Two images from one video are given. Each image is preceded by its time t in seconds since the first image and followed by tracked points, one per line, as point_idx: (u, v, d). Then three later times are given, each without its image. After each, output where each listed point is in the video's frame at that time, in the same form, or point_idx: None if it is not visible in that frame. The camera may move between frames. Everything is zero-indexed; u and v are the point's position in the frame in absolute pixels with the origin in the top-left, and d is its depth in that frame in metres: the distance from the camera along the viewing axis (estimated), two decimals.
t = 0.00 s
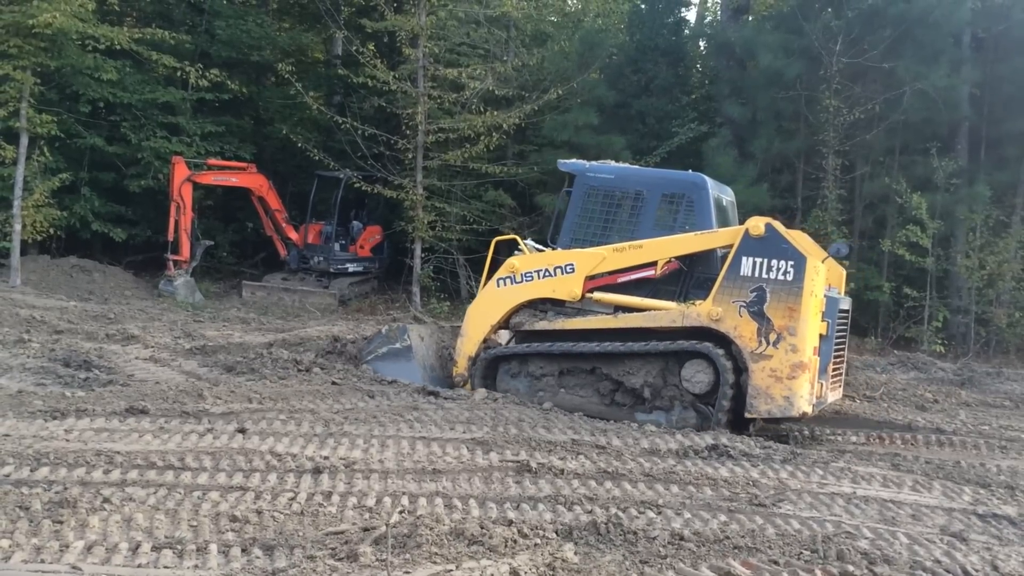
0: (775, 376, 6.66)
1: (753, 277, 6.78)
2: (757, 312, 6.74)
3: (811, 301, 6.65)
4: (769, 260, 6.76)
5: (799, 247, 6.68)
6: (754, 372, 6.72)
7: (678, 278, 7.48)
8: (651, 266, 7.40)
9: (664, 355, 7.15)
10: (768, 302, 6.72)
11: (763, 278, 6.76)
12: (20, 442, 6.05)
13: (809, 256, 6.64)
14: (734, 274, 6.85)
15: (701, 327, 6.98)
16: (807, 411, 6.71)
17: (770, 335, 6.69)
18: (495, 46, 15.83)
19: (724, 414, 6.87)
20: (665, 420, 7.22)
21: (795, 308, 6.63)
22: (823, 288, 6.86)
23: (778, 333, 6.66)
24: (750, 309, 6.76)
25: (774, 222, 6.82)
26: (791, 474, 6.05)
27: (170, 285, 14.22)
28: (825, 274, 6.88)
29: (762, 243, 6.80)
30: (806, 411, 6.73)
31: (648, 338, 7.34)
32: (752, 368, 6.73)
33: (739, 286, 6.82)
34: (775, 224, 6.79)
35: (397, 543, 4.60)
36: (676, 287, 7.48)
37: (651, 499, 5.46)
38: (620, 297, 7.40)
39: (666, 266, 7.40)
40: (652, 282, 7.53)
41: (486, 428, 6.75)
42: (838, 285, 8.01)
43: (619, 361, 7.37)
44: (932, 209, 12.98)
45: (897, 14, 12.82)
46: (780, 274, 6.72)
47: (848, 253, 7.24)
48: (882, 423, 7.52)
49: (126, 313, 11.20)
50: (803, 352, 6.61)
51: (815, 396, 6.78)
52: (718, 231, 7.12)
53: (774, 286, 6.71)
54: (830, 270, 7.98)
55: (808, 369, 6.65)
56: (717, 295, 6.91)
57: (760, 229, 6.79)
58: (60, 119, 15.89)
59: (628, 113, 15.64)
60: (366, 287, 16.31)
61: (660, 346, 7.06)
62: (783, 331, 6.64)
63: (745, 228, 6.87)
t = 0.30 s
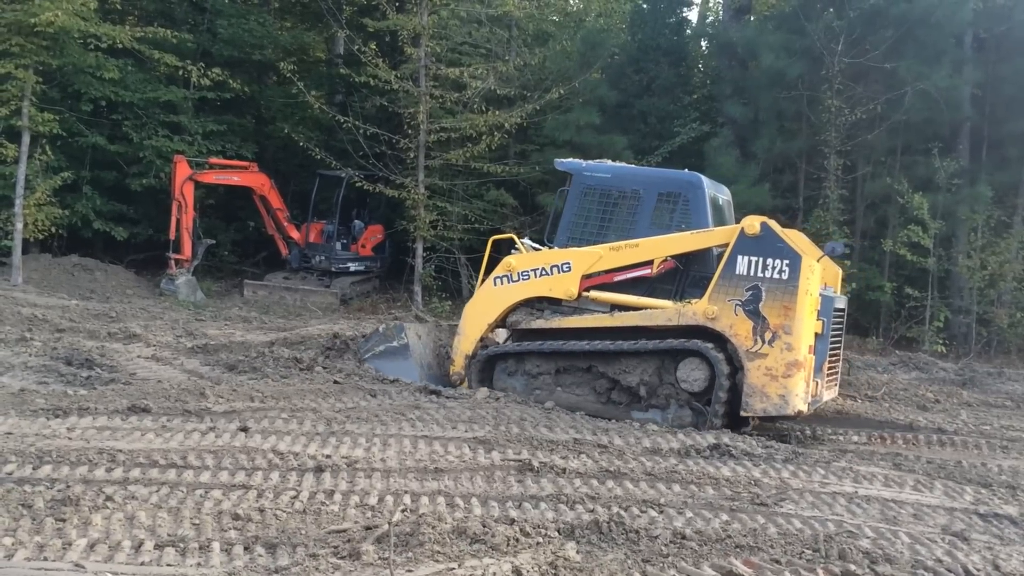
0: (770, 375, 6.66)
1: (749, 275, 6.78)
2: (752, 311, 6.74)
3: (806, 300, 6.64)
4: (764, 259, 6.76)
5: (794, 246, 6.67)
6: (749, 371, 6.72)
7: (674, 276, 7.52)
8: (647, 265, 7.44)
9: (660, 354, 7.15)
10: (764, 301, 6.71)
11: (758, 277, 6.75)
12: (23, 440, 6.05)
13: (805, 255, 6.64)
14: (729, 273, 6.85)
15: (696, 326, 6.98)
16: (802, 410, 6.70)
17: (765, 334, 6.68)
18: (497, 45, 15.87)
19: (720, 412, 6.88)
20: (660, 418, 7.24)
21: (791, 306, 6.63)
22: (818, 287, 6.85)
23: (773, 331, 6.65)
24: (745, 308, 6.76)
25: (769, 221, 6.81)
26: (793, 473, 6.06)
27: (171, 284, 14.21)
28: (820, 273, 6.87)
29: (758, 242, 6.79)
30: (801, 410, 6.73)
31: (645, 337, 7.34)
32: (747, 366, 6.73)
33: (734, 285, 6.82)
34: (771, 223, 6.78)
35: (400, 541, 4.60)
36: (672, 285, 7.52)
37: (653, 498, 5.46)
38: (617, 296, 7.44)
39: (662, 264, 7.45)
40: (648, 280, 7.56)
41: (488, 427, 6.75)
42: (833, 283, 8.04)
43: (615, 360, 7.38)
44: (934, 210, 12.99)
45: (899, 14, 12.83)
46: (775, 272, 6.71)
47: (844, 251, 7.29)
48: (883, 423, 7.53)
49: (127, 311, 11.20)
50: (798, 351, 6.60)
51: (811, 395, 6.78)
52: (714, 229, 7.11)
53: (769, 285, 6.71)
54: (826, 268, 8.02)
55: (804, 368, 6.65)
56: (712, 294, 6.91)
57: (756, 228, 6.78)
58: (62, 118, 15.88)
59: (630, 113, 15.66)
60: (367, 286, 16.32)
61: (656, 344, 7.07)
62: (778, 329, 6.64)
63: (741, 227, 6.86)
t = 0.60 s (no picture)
0: (767, 370, 6.67)
1: (744, 271, 6.78)
2: (748, 307, 6.75)
3: (801, 295, 6.66)
4: (759, 255, 6.77)
5: (789, 241, 6.68)
6: (746, 366, 6.73)
7: (670, 274, 7.47)
8: (643, 262, 7.39)
9: (656, 351, 7.16)
10: (759, 296, 6.73)
11: (754, 273, 6.76)
12: (26, 438, 6.06)
13: (800, 250, 6.64)
14: (725, 269, 6.86)
15: (692, 323, 7.00)
16: (799, 405, 6.71)
17: (761, 329, 6.69)
18: (500, 44, 15.93)
19: (717, 408, 6.89)
20: (658, 415, 7.25)
21: (786, 301, 6.65)
22: (813, 281, 6.87)
23: (769, 327, 6.66)
24: (741, 303, 6.77)
25: (764, 217, 6.82)
26: (795, 473, 6.06)
27: (175, 282, 14.21)
28: (816, 268, 6.87)
29: (752, 238, 6.79)
30: (798, 405, 6.73)
31: (641, 334, 7.36)
32: (744, 362, 6.74)
33: (730, 281, 6.84)
34: (765, 219, 6.79)
35: (403, 539, 4.61)
36: (668, 282, 7.47)
37: (655, 497, 5.46)
38: (612, 294, 7.43)
39: (658, 262, 7.39)
40: (644, 278, 7.52)
41: (491, 426, 6.75)
42: (828, 278, 7.97)
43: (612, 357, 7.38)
44: (937, 209, 12.98)
45: (902, 14, 12.82)
46: (770, 268, 6.72)
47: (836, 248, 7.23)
48: (886, 423, 7.52)
49: (131, 309, 11.21)
50: (794, 346, 6.62)
51: (807, 390, 6.79)
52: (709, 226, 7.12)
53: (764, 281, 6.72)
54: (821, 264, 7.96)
55: (800, 363, 6.66)
56: (708, 291, 6.92)
57: (750, 224, 6.79)
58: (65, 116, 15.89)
59: (633, 112, 15.68)
60: (371, 284, 16.34)
61: (652, 341, 7.08)
62: (774, 325, 6.66)
63: (735, 224, 6.88)
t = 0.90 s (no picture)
0: (753, 370, 6.71)
1: (734, 272, 6.83)
2: (736, 307, 6.80)
3: (790, 297, 6.70)
4: (749, 256, 6.80)
5: (779, 243, 6.71)
6: (733, 366, 6.78)
7: (661, 272, 7.50)
8: (635, 260, 7.42)
9: (645, 348, 7.20)
10: (748, 297, 6.77)
11: (743, 274, 6.80)
12: (31, 435, 6.07)
13: (789, 252, 6.68)
14: (715, 269, 6.90)
15: (682, 322, 7.04)
16: (784, 406, 6.76)
17: (749, 330, 6.74)
18: (504, 43, 15.94)
19: (703, 407, 6.94)
20: (645, 412, 7.31)
21: (774, 303, 6.68)
22: (802, 284, 6.90)
23: (757, 328, 6.71)
24: (729, 304, 6.82)
25: (755, 218, 6.85)
26: (799, 472, 6.06)
27: (179, 280, 14.22)
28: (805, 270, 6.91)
29: (743, 238, 6.83)
30: (784, 406, 6.77)
31: (631, 332, 7.40)
32: (731, 362, 6.79)
33: (719, 281, 6.88)
34: (757, 221, 6.82)
35: (407, 536, 4.63)
36: (659, 280, 7.52)
37: (659, 495, 5.47)
38: (603, 290, 7.51)
39: (649, 260, 7.42)
40: (635, 276, 7.57)
41: (495, 424, 6.76)
42: (820, 280, 7.98)
43: (600, 354, 7.42)
44: (942, 209, 12.97)
45: (907, 13, 12.81)
46: (759, 269, 6.76)
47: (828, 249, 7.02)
48: (889, 422, 7.52)
49: (135, 307, 11.23)
50: (781, 347, 6.67)
51: (793, 391, 6.83)
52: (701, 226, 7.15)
53: (753, 282, 6.76)
54: (812, 265, 7.94)
55: (786, 364, 6.70)
56: (697, 290, 6.97)
57: (741, 225, 6.83)
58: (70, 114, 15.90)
59: (638, 111, 15.72)
60: (374, 283, 16.36)
61: (640, 339, 7.12)
62: (762, 326, 6.70)
63: (727, 224, 6.91)
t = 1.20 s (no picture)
0: (739, 370, 6.76)
1: (721, 272, 6.86)
2: (724, 307, 6.84)
3: (776, 297, 6.75)
4: (737, 256, 6.84)
5: (766, 244, 6.76)
6: (719, 366, 6.81)
7: (651, 270, 7.52)
8: (624, 258, 7.46)
9: (632, 346, 7.23)
10: (735, 297, 6.81)
11: (731, 274, 6.84)
12: (39, 432, 6.09)
13: (777, 253, 6.73)
14: (703, 268, 6.93)
15: (670, 320, 7.08)
16: (769, 406, 6.80)
17: (735, 330, 6.78)
18: (510, 42, 15.94)
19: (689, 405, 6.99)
20: (631, 409, 7.34)
21: (761, 303, 6.73)
22: (789, 285, 6.96)
23: (744, 328, 6.76)
24: (717, 303, 6.86)
25: (744, 218, 6.89)
26: (806, 472, 6.05)
27: (185, 279, 14.22)
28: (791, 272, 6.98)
29: (732, 238, 6.87)
30: (768, 405, 6.82)
31: (619, 329, 7.41)
32: (717, 361, 6.83)
33: (707, 281, 6.91)
34: (745, 221, 6.85)
35: (414, 535, 4.64)
36: (648, 278, 7.52)
37: (666, 495, 5.47)
38: (594, 288, 7.48)
39: (639, 258, 7.45)
40: (625, 273, 7.57)
41: (502, 423, 6.76)
42: (809, 281, 8.06)
43: (588, 350, 7.43)
44: (948, 209, 12.95)
45: (914, 13, 12.80)
46: (747, 270, 6.80)
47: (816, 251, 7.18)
48: (896, 423, 7.51)
49: (141, 306, 11.23)
50: (766, 347, 6.71)
51: (778, 391, 6.87)
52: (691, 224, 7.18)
53: (741, 282, 6.81)
54: (801, 266, 8.04)
55: (771, 364, 6.75)
56: (686, 289, 7.00)
57: (730, 225, 6.87)
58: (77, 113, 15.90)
59: (644, 111, 15.64)
60: (380, 283, 16.34)
61: (628, 336, 7.14)
62: (748, 326, 6.75)
63: (716, 224, 6.94)
